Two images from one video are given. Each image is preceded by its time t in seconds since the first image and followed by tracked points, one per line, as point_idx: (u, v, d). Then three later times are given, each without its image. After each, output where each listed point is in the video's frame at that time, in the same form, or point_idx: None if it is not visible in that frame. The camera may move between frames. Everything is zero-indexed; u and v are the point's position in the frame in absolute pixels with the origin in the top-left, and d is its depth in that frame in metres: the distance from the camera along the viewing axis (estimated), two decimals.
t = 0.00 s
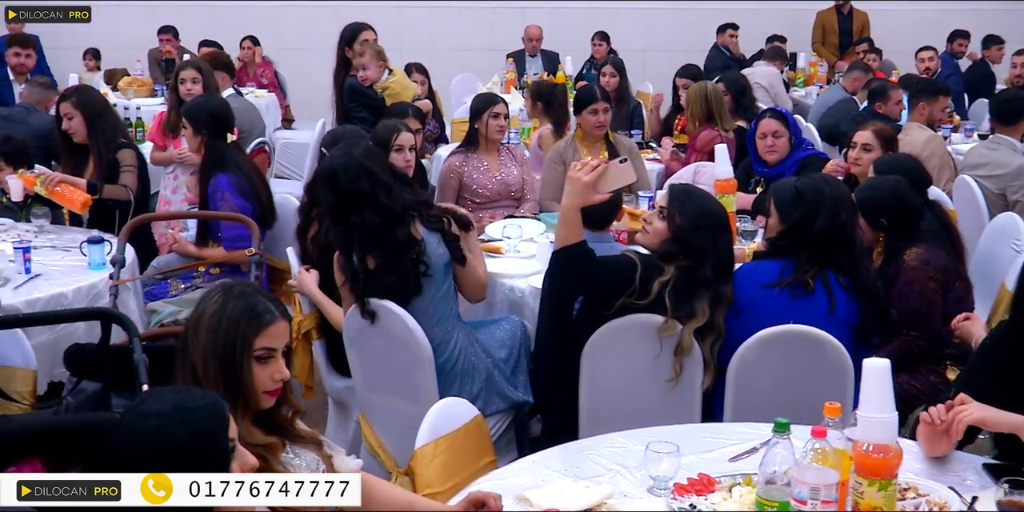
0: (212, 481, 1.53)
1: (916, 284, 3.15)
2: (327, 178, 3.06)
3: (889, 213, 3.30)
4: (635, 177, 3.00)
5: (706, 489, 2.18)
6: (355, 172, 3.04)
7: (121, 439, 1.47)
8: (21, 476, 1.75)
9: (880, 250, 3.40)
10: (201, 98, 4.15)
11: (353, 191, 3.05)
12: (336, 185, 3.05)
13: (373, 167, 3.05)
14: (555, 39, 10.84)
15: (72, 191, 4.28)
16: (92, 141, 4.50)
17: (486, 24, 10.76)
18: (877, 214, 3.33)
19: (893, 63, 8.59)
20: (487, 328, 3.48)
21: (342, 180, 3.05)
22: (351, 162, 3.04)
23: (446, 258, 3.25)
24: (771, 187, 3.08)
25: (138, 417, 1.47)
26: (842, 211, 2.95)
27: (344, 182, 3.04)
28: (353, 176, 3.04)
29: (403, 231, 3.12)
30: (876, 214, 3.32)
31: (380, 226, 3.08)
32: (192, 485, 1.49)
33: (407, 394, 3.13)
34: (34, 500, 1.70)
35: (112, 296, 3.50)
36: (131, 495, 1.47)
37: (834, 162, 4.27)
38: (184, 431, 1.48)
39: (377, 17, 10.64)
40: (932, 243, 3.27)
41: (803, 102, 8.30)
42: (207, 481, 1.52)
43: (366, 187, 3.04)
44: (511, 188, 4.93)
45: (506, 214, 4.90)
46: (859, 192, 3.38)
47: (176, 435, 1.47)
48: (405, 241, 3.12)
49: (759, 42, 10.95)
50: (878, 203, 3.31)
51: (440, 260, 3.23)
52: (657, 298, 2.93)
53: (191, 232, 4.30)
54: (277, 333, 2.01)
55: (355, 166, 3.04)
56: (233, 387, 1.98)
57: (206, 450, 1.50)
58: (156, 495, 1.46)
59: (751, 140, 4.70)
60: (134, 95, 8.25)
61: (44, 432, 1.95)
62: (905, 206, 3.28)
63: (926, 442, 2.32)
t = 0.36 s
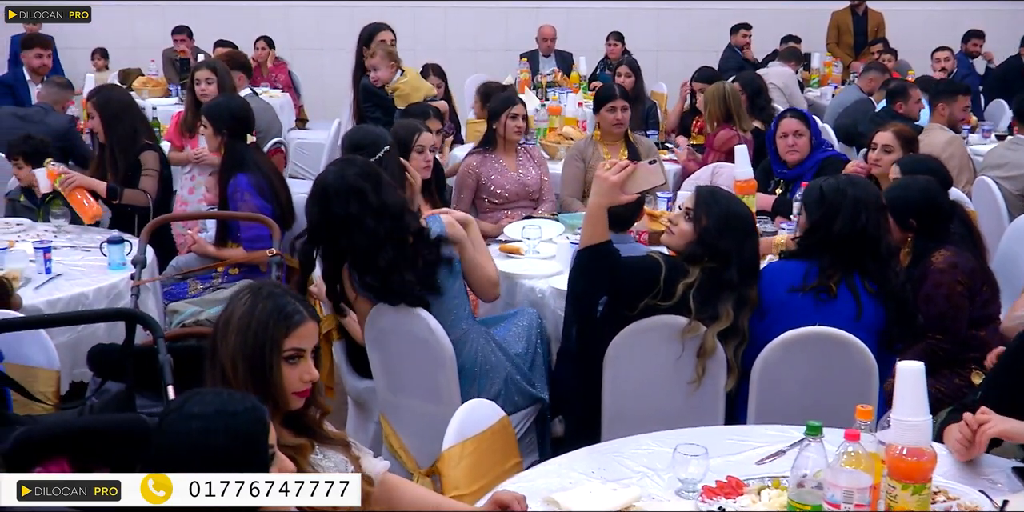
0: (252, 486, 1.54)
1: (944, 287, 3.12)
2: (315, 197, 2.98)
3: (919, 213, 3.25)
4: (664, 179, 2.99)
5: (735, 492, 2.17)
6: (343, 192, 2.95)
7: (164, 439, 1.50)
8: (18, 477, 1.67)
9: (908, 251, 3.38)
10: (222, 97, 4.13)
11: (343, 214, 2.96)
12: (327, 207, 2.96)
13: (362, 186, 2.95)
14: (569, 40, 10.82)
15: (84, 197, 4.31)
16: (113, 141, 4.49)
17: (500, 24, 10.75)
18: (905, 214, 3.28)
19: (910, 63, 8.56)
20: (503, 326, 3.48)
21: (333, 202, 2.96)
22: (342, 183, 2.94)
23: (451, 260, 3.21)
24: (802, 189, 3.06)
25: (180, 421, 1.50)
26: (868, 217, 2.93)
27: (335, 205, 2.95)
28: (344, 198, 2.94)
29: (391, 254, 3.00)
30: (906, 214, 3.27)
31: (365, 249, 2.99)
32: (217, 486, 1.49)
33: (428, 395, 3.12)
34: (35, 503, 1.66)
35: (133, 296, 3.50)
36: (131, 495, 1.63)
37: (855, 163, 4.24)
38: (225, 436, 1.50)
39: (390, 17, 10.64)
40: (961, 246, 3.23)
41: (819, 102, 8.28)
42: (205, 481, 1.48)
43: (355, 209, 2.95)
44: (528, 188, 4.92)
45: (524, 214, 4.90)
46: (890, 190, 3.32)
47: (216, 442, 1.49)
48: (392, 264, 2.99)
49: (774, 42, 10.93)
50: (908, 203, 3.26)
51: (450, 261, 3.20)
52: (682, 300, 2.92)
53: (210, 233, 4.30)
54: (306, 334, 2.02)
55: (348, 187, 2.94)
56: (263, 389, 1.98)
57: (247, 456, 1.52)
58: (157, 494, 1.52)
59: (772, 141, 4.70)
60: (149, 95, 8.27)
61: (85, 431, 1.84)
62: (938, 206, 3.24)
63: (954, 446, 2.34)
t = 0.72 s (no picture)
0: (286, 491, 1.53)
1: (983, 291, 3.08)
2: (366, 176, 3.05)
3: (968, 212, 3.16)
4: (690, 180, 2.99)
5: (764, 495, 2.15)
6: (393, 175, 3.01)
7: (201, 440, 1.49)
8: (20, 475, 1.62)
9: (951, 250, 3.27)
10: (245, 98, 4.20)
11: (389, 194, 3.01)
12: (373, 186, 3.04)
13: (412, 172, 3.02)
14: (584, 41, 10.81)
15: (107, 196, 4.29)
16: (136, 140, 4.53)
17: (514, 24, 10.74)
18: (953, 212, 3.18)
19: (926, 63, 8.54)
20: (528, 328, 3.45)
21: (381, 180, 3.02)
22: (390, 164, 3.01)
23: (486, 257, 3.18)
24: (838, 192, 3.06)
25: (217, 422, 1.49)
26: (888, 219, 2.92)
27: (382, 184, 3.02)
28: (392, 179, 3.01)
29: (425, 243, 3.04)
30: (954, 212, 3.18)
31: (405, 232, 3.04)
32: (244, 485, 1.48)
33: (450, 397, 3.11)
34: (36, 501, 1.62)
35: (154, 296, 3.50)
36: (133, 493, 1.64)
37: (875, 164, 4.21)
38: (260, 440, 1.50)
39: (404, 17, 10.64)
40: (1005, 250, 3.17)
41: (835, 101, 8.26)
42: (204, 482, 1.46)
43: (401, 191, 3.01)
44: (546, 189, 4.91)
45: (542, 215, 4.89)
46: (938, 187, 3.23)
47: (252, 444, 1.49)
48: (425, 252, 3.04)
49: (788, 42, 10.91)
50: (957, 200, 3.17)
51: (483, 256, 3.18)
52: (707, 302, 2.91)
53: (229, 234, 4.31)
54: (337, 335, 2.05)
55: (396, 169, 3.01)
56: (291, 385, 2.02)
57: (282, 459, 1.52)
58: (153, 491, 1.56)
59: (793, 141, 4.68)
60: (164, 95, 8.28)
61: (110, 432, 1.86)
62: (986, 207, 3.16)
63: (982, 447, 2.33)
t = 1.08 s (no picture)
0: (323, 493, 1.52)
1: None
2: (420, 165, 3.11)
3: (1017, 213, 3.10)
4: (715, 180, 2.92)
5: (795, 499, 2.14)
6: (450, 164, 3.10)
7: (238, 442, 1.48)
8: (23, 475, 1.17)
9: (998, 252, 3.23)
10: (266, 98, 4.22)
11: (444, 184, 3.08)
12: (430, 173, 3.10)
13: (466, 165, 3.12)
14: (598, 41, 10.80)
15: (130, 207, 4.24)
16: (155, 141, 4.56)
17: (528, 24, 10.73)
18: (1003, 214, 3.13)
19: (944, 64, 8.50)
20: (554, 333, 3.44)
21: (437, 168, 3.10)
22: (449, 153, 3.10)
23: (517, 252, 3.25)
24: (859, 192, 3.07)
25: (254, 423, 1.49)
26: (912, 217, 2.90)
27: (439, 171, 3.09)
28: (449, 168, 3.09)
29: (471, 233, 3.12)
30: (1004, 213, 3.12)
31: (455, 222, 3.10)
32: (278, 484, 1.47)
33: (473, 398, 3.10)
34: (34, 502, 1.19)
35: (177, 297, 3.51)
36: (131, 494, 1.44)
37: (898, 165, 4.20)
38: (297, 444, 1.49)
39: (418, 17, 10.64)
40: None
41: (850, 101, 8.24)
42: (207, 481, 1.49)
43: (457, 182, 3.09)
44: (565, 190, 4.90)
45: (561, 216, 4.88)
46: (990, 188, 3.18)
47: (289, 447, 1.48)
48: (470, 242, 3.12)
49: (804, 43, 10.89)
50: (1008, 200, 3.11)
51: (514, 251, 3.24)
52: (730, 304, 2.90)
53: (250, 235, 4.31)
54: (367, 338, 2.07)
55: (454, 159, 3.11)
56: (321, 385, 2.03)
57: (317, 460, 1.51)
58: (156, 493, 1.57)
59: (814, 142, 4.67)
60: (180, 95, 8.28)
61: (138, 434, 1.88)
62: None
63: (1011, 451, 2.30)
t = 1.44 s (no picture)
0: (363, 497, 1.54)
1: None
2: (459, 149, 3.17)
3: None
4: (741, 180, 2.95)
5: (826, 503, 2.11)
6: (487, 150, 3.15)
7: (282, 442, 1.51)
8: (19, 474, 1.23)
9: None
10: (287, 99, 4.22)
11: (480, 169, 3.14)
12: (466, 158, 3.15)
13: (506, 152, 3.16)
14: (613, 42, 10.80)
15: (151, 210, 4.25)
16: (174, 143, 4.55)
17: (542, 24, 10.72)
18: None
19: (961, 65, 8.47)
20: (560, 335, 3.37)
21: (474, 154, 3.15)
22: (486, 140, 3.15)
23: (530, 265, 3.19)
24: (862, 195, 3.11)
25: (298, 424, 1.51)
26: (919, 216, 2.95)
27: (476, 156, 3.14)
28: (486, 153, 3.15)
29: (500, 216, 3.13)
30: None
31: (481, 206, 3.13)
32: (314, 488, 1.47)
33: (495, 399, 3.09)
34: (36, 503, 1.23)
35: (199, 298, 3.51)
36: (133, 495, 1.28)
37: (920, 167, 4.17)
38: (339, 445, 1.51)
39: (432, 17, 10.63)
40: None
41: (867, 102, 8.22)
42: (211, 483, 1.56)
43: (495, 166, 3.14)
44: (584, 192, 4.89)
45: (580, 217, 4.87)
46: None
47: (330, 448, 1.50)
48: (496, 225, 3.13)
49: (819, 43, 10.87)
50: None
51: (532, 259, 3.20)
52: (757, 306, 2.88)
53: (269, 235, 4.29)
54: (399, 338, 2.08)
55: (491, 145, 3.16)
56: (355, 390, 2.04)
57: (356, 463, 1.53)
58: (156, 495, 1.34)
59: (833, 143, 4.66)
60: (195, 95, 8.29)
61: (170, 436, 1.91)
62: None
63: None
